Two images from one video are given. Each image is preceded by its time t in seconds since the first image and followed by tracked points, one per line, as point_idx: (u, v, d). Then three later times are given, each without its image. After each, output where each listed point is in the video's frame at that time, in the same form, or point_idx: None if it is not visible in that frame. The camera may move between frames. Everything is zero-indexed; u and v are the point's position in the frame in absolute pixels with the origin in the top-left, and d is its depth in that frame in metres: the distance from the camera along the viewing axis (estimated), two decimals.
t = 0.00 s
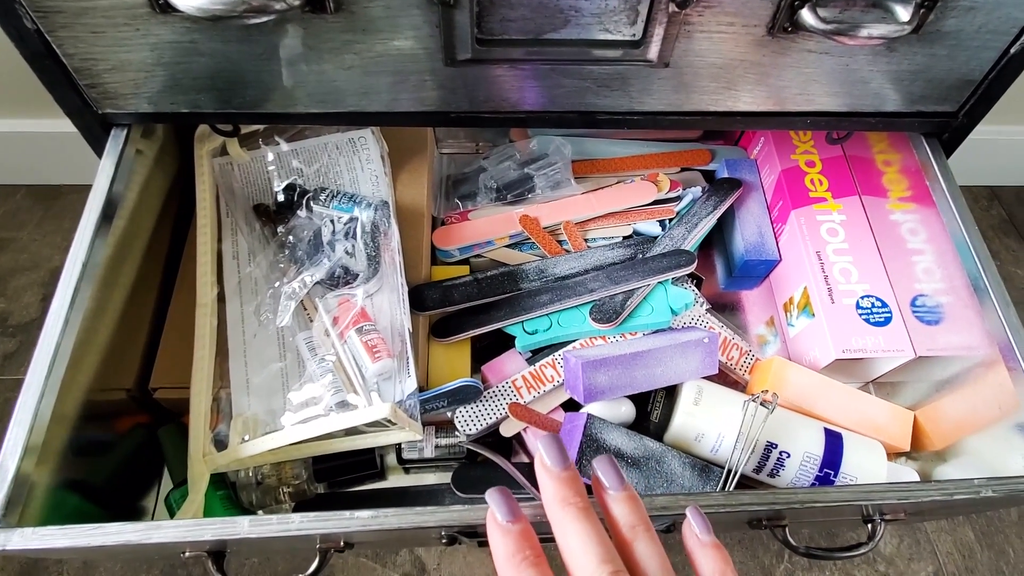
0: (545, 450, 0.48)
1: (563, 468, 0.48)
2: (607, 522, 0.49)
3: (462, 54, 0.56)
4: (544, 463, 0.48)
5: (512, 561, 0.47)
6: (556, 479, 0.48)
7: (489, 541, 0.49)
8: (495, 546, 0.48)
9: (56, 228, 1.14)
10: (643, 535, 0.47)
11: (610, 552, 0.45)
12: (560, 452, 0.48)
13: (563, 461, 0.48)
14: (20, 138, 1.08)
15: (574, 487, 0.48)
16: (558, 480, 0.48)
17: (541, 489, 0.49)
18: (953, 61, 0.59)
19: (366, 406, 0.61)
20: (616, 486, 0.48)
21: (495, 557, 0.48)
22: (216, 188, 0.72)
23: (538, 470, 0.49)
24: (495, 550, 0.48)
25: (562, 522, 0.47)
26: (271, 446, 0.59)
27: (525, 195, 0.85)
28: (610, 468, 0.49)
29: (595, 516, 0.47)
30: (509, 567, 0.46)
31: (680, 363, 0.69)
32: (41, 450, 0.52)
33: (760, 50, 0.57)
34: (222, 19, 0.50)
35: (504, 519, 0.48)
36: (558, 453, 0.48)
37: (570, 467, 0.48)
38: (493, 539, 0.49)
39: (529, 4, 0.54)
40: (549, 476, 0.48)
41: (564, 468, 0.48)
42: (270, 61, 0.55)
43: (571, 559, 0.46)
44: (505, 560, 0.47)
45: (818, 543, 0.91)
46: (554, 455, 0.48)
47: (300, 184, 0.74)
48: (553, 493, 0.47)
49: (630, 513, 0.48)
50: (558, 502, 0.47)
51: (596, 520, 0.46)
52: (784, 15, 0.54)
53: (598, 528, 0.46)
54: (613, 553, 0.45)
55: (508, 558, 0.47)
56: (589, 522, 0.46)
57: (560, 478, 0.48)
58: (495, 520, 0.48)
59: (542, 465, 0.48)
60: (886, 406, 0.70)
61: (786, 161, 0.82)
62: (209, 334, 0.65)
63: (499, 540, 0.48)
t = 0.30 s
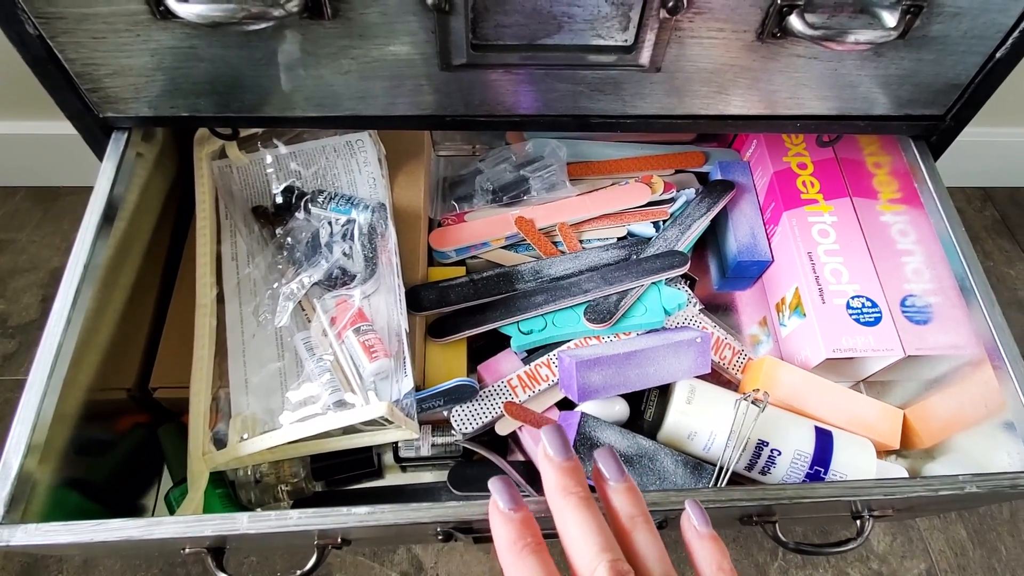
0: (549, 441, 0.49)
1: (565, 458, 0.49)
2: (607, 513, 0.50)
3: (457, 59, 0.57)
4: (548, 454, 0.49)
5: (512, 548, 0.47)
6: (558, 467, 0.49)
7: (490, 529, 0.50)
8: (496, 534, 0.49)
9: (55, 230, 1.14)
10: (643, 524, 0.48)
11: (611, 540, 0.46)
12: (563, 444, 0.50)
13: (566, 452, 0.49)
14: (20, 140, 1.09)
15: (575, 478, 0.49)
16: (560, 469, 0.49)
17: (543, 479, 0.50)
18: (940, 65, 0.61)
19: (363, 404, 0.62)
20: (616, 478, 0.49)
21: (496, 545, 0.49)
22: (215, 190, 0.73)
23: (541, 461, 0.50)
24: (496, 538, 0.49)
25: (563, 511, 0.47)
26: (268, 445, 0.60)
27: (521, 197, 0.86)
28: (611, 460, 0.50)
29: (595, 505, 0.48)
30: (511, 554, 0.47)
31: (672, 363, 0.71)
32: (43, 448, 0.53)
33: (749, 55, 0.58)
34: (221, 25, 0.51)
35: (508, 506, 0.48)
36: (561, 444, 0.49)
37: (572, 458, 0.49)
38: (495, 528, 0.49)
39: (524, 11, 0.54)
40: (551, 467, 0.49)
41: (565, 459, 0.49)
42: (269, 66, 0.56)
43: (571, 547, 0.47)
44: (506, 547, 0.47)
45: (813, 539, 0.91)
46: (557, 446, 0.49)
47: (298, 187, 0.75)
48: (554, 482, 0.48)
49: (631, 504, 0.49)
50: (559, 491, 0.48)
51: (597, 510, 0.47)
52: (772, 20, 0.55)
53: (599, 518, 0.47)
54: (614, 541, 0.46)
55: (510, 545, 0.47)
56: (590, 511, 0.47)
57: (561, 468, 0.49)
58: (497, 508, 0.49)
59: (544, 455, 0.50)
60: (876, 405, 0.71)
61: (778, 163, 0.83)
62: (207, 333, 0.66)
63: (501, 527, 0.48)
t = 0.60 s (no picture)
0: (488, 449, 0.43)
1: (512, 469, 0.43)
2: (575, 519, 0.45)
3: (454, 59, 0.57)
4: (491, 467, 0.43)
5: None
6: (507, 483, 0.42)
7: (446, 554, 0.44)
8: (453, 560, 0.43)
9: (51, 231, 1.14)
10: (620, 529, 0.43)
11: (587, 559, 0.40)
12: (504, 447, 0.43)
13: (511, 461, 0.43)
14: (16, 142, 1.09)
15: (530, 490, 0.43)
16: (510, 484, 0.42)
17: (491, 496, 0.43)
18: (934, 65, 0.61)
19: (360, 403, 0.62)
20: (580, 477, 0.44)
21: None
22: (212, 191, 0.73)
23: (484, 474, 0.43)
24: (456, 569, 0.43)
25: (521, 534, 0.41)
26: (265, 444, 0.60)
27: (518, 197, 0.86)
28: (570, 455, 0.44)
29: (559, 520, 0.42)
30: None
31: (669, 362, 0.71)
32: (39, 448, 0.53)
33: (745, 55, 0.58)
34: (218, 25, 0.52)
35: (462, 531, 0.42)
36: (503, 452, 0.43)
37: (520, 466, 0.43)
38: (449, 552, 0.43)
39: (520, 11, 0.55)
40: (498, 482, 0.43)
41: (512, 470, 0.43)
42: (266, 66, 0.56)
43: None
44: None
45: (811, 539, 0.90)
46: (498, 453, 0.43)
47: (295, 187, 0.75)
48: (506, 500, 0.42)
49: (597, 504, 0.44)
50: (511, 511, 0.42)
51: (559, 526, 0.41)
52: (767, 20, 0.55)
53: (565, 537, 0.41)
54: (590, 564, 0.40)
55: None
56: (554, 532, 0.41)
57: (510, 482, 0.42)
58: (450, 533, 0.43)
59: (485, 467, 0.43)
60: (872, 403, 0.71)
61: (774, 163, 0.83)
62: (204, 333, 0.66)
63: (459, 557, 0.42)
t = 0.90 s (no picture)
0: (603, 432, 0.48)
1: (620, 449, 0.48)
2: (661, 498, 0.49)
3: (453, 60, 0.56)
4: (602, 447, 0.48)
5: (632, 533, 0.46)
6: (613, 462, 0.47)
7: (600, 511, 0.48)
8: (597, 476, 0.48)
9: (50, 233, 1.14)
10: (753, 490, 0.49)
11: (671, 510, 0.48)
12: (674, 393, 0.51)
13: (621, 443, 0.48)
14: (14, 143, 1.09)
15: (632, 471, 0.47)
16: (614, 461, 0.47)
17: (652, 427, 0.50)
18: (936, 65, 0.60)
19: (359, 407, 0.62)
20: (671, 403, 0.50)
21: (595, 486, 0.48)
22: (210, 192, 0.73)
23: (591, 453, 0.48)
24: (597, 480, 0.48)
25: (674, 464, 0.48)
26: (264, 447, 0.60)
27: (518, 198, 0.86)
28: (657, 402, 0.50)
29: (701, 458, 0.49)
30: (616, 499, 0.46)
31: (670, 364, 0.70)
32: (36, 453, 0.52)
33: (746, 56, 0.58)
34: (216, 26, 0.51)
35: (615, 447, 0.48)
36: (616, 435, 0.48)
37: (626, 449, 0.48)
38: (596, 471, 0.48)
39: (520, 11, 0.55)
40: (662, 415, 0.50)
41: (620, 451, 0.48)
42: (264, 67, 0.56)
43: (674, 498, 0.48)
44: (609, 490, 0.47)
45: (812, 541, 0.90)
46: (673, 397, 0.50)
47: (294, 189, 0.75)
48: (611, 478, 0.47)
49: (740, 464, 0.51)
50: (673, 446, 0.48)
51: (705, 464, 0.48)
52: (768, 21, 0.55)
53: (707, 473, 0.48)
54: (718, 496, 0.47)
55: (613, 489, 0.47)
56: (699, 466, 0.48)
57: (617, 462, 0.47)
58: (599, 446, 0.48)
59: (657, 404, 0.50)
60: (874, 406, 0.71)
61: (775, 164, 0.83)
62: (203, 336, 0.66)
63: (605, 470, 0.47)
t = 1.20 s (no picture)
0: (613, 430, 0.49)
1: (627, 447, 0.49)
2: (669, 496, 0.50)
3: (458, 61, 0.56)
4: (612, 444, 0.49)
5: (639, 531, 0.46)
6: (619, 458, 0.48)
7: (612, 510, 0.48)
8: (606, 474, 0.49)
9: (52, 235, 1.14)
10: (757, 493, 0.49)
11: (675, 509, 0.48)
12: (684, 395, 0.50)
13: (629, 442, 0.49)
14: (18, 146, 1.09)
15: (638, 469, 0.48)
16: (621, 459, 0.48)
17: (660, 428, 0.50)
18: (941, 66, 0.60)
19: (364, 409, 0.62)
20: (678, 412, 0.50)
21: (604, 482, 0.49)
22: (214, 194, 0.73)
23: (602, 450, 0.50)
24: (606, 477, 0.48)
25: (678, 465, 0.48)
26: (269, 448, 0.60)
27: (521, 200, 0.86)
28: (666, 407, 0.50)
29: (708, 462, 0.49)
30: (622, 495, 0.47)
31: (674, 366, 0.70)
32: (40, 454, 0.52)
33: (751, 56, 0.58)
34: (220, 27, 0.51)
35: (624, 447, 0.48)
36: (625, 434, 0.49)
37: (634, 448, 0.49)
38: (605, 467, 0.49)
39: (524, 12, 0.56)
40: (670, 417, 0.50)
41: (629, 449, 0.49)
42: (268, 68, 0.56)
43: (679, 499, 0.48)
44: (617, 485, 0.48)
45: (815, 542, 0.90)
46: (681, 398, 0.50)
47: (298, 190, 0.75)
48: (618, 474, 0.48)
49: (746, 470, 0.51)
50: (678, 447, 0.48)
51: (709, 467, 0.48)
52: (773, 21, 0.54)
53: (711, 477, 0.48)
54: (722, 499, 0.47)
55: (620, 485, 0.47)
56: (703, 468, 0.48)
57: (624, 459, 0.48)
58: (610, 445, 0.49)
59: (663, 405, 0.51)
60: (878, 407, 0.71)
61: (779, 165, 0.83)
62: (207, 337, 0.65)
63: (612, 467, 0.48)
